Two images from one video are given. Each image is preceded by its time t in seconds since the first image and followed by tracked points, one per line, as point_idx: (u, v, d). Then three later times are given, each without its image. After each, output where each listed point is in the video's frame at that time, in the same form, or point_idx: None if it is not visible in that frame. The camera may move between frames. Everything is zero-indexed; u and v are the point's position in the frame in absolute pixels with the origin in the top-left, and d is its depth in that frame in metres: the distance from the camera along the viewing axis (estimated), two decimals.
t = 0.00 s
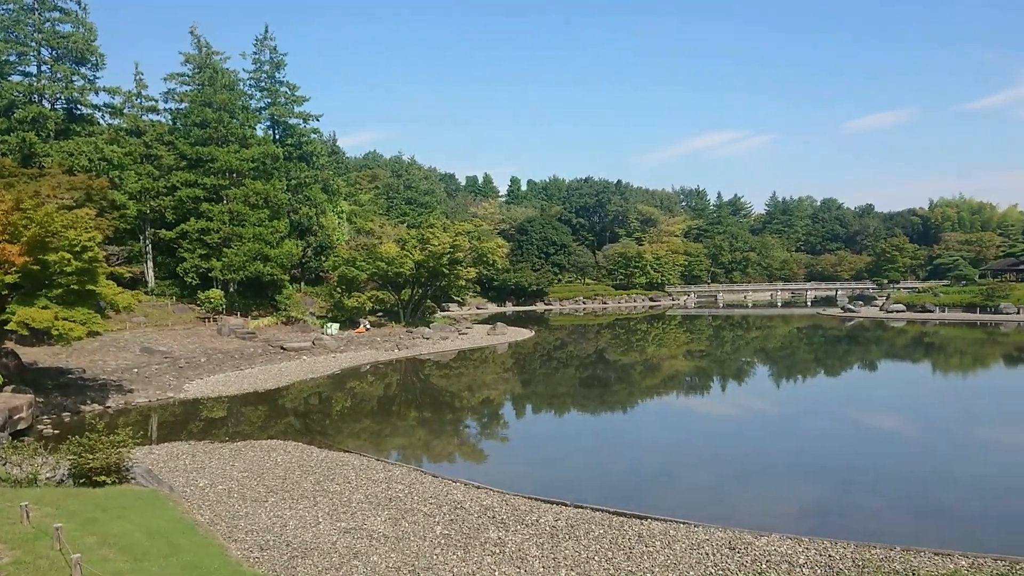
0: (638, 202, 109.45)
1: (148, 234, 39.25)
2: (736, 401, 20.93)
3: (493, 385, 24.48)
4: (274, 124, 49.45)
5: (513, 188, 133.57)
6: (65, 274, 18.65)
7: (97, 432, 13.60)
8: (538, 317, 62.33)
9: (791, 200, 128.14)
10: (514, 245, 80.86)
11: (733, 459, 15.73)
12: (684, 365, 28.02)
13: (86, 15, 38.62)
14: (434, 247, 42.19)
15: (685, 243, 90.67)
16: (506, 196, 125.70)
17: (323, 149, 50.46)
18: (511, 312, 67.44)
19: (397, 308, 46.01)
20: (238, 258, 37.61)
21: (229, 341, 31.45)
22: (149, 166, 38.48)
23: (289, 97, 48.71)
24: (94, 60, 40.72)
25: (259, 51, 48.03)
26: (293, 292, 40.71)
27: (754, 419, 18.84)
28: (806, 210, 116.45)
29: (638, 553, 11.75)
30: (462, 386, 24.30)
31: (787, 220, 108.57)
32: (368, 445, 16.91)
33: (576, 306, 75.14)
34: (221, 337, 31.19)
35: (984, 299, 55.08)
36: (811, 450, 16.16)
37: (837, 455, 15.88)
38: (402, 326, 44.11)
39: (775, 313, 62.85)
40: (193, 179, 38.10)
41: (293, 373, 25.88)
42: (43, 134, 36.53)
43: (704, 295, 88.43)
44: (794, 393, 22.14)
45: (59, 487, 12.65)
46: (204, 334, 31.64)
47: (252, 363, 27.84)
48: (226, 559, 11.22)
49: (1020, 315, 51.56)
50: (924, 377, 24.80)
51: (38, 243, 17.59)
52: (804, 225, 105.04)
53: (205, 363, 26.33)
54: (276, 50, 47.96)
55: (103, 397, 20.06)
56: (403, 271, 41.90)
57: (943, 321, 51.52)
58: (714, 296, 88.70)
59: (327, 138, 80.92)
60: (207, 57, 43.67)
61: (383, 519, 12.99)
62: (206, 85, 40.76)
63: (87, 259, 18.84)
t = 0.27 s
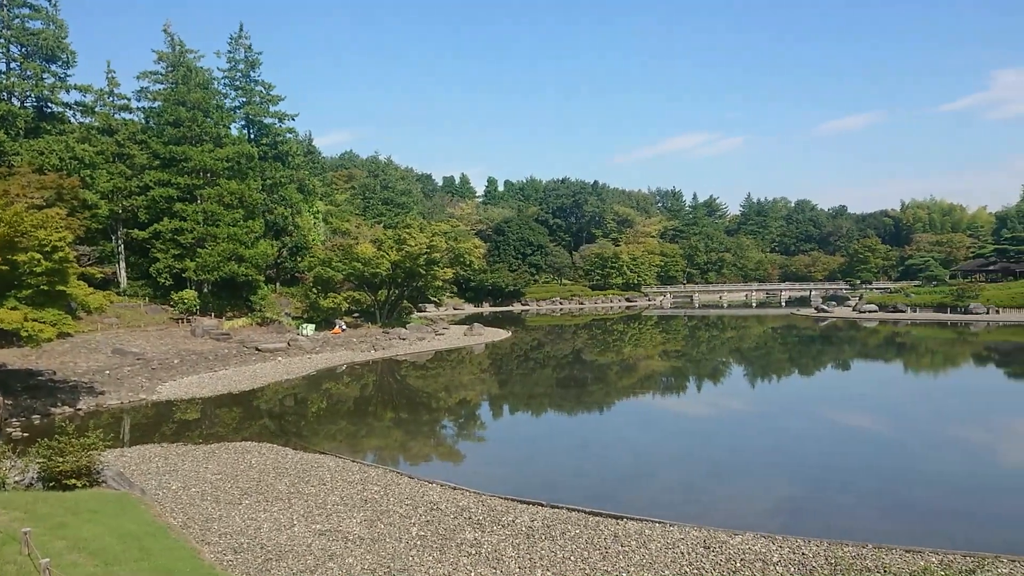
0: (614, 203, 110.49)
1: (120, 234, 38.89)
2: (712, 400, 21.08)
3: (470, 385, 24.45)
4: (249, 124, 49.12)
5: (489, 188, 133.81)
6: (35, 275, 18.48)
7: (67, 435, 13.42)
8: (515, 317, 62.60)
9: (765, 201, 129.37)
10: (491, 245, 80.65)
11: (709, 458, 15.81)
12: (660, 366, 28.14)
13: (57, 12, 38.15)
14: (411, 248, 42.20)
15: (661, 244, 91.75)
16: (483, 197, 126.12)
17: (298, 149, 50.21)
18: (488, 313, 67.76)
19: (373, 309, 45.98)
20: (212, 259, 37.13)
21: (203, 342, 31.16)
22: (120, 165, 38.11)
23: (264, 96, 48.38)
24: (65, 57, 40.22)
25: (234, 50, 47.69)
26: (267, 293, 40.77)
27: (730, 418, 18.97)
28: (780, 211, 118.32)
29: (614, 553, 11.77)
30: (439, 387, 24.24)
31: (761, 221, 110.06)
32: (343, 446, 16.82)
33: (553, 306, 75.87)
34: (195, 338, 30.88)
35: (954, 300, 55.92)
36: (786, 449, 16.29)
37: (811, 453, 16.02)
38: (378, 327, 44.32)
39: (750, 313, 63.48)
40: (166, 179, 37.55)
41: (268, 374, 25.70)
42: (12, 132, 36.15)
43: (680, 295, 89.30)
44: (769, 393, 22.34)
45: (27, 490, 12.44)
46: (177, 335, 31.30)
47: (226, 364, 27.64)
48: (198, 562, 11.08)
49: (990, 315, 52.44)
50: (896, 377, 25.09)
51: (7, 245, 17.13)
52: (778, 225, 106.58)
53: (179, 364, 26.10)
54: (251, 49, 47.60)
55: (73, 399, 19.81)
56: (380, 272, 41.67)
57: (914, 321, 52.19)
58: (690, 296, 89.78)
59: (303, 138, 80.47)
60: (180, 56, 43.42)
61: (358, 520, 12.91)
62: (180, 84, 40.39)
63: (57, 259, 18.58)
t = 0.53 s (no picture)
0: (590, 203, 111.79)
1: (92, 234, 38.30)
2: (689, 400, 21.23)
3: (448, 386, 24.42)
4: (223, 123, 48.59)
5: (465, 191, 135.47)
6: (4, 275, 18.09)
7: (36, 437, 13.22)
8: (492, 317, 62.77)
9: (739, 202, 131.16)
10: (467, 246, 81.57)
11: (686, 457, 15.90)
12: (637, 366, 28.27)
13: (27, 9, 37.65)
14: (388, 248, 41.98)
15: (638, 244, 92.50)
16: (460, 197, 126.56)
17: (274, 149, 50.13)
18: (465, 313, 67.87)
19: (349, 309, 45.88)
20: (186, 260, 36.92)
21: (176, 343, 30.87)
22: (92, 164, 37.80)
23: (239, 95, 48.08)
24: (35, 55, 39.70)
25: (208, 48, 47.30)
26: (242, 294, 40.28)
27: (706, 418, 19.11)
28: (755, 212, 120.11)
29: (590, 552, 11.79)
30: (415, 388, 24.19)
31: (736, 222, 111.52)
32: (319, 448, 16.72)
33: (530, 306, 76.10)
34: (169, 339, 30.58)
35: (925, 299, 56.82)
36: (761, 448, 16.43)
37: (785, 452, 16.16)
38: (355, 327, 44.30)
39: (727, 313, 64.07)
40: (139, 178, 37.27)
41: (243, 375, 25.52)
42: None
43: (656, 295, 90.06)
44: (745, 392, 22.52)
45: None
46: (151, 336, 30.97)
47: (200, 366, 27.43)
48: (172, 565, 10.95)
49: (961, 314, 53.40)
50: (869, 375, 25.41)
51: None
52: (753, 225, 108.13)
53: (152, 366, 25.86)
54: (226, 47, 47.30)
55: (44, 401, 19.56)
56: (357, 272, 41.70)
57: (887, 320, 52.93)
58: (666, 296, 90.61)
59: (279, 138, 80.15)
60: (154, 54, 43.02)
61: (334, 522, 12.84)
62: (153, 82, 39.96)
63: (26, 259, 18.27)
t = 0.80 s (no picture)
0: (567, 203, 113.01)
1: (63, 234, 37.70)
2: (665, 399, 21.35)
3: (425, 386, 24.37)
4: (197, 121, 47.94)
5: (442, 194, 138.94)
6: None
7: (4, 440, 13.01)
8: (468, 317, 62.67)
9: (712, 203, 133.09)
10: (445, 246, 83.87)
11: (661, 456, 15.98)
12: (614, 365, 28.38)
13: None
14: (364, 248, 41.85)
15: (615, 245, 93.11)
16: (438, 197, 127.17)
17: (248, 147, 49.38)
18: (442, 313, 67.53)
19: (326, 310, 45.69)
20: (160, 259, 36.66)
21: (150, 344, 30.56)
22: (64, 162, 37.51)
23: (213, 93, 47.63)
24: (3, 51, 39.09)
25: (181, 45, 46.87)
26: (216, 294, 40.41)
27: (683, 417, 19.20)
28: (730, 212, 121.74)
29: (566, 552, 11.79)
30: (392, 388, 24.12)
31: (712, 222, 112.84)
32: (295, 449, 16.61)
33: (508, 306, 76.30)
34: (142, 339, 30.28)
35: (897, 299, 57.61)
36: (736, 446, 16.54)
37: (761, 450, 16.27)
38: (332, 327, 43.93)
39: (705, 313, 64.57)
40: (111, 177, 36.94)
41: (217, 376, 25.31)
42: None
43: (632, 294, 90.81)
44: (721, 391, 22.68)
45: None
46: (123, 337, 30.64)
47: (174, 366, 27.18)
48: (144, 568, 10.80)
49: (933, 313, 54.32)
50: (843, 374, 25.71)
51: None
52: (729, 225, 109.50)
53: (125, 367, 25.59)
54: (200, 45, 46.89)
55: (13, 403, 19.28)
56: (332, 272, 41.41)
57: (860, 320, 53.65)
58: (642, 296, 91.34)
59: (254, 137, 79.97)
60: (126, 51, 42.30)
61: (309, 523, 12.74)
62: (125, 79, 39.41)
63: None
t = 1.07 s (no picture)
0: (544, 203, 113.79)
1: (33, 233, 37.30)
2: (641, 398, 21.47)
3: (403, 386, 24.30)
4: (171, 119, 47.07)
5: (419, 196, 141.05)
6: None
7: None
8: (446, 317, 62.20)
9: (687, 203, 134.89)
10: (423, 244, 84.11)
11: (637, 455, 16.04)
12: (592, 364, 28.42)
13: None
14: (341, 247, 41.61)
15: (593, 244, 93.66)
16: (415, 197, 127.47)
17: (223, 145, 48.48)
18: (419, 312, 67.04)
19: (302, 310, 45.52)
20: (133, 258, 36.23)
21: (123, 343, 30.22)
22: (34, 159, 36.86)
23: (188, 91, 47.12)
24: None
25: (155, 42, 46.38)
26: (191, 293, 40.64)
27: (658, 416, 19.30)
28: (706, 211, 123.16)
29: (543, 551, 11.79)
30: (369, 388, 24.03)
31: (689, 222, 114.03)
32: (271, 450, 16.50)
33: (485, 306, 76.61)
34: (115, 339, 29.95)
35: (871, 298, 58.39)
36: (711, 445, 16.64)
37: (735, 449, 16.39)
38: (308, 327, 43.77)
39: (682, 312, 65.00)
40: (83, 174, 36.48)
41: (192, 376, 25.09)
42: None
43: (609, 294, 91.39)
44: (697, 390, 22.83)
45: None
46: (96, 337, 30.26)
47: (147, 367, 26.91)
48: (116, 571, 10.64)
49: (906, 313, 55.18)
50: (818, 373, 25.97)
51: None
52: (705, 225, 110.67)
53: (97, 367, 25.27)
54: (174, 42, 46.41)
55: None
56: (309, 271, 41.25)
57: (835, 319, 54.31)
58: (619, 295, 91.94)
59: (229, 136, 79.58)
60: (99, 47, 41.62)
61: (285, 525, 12.63)
62: (97, 75, 38.81)
63: None
